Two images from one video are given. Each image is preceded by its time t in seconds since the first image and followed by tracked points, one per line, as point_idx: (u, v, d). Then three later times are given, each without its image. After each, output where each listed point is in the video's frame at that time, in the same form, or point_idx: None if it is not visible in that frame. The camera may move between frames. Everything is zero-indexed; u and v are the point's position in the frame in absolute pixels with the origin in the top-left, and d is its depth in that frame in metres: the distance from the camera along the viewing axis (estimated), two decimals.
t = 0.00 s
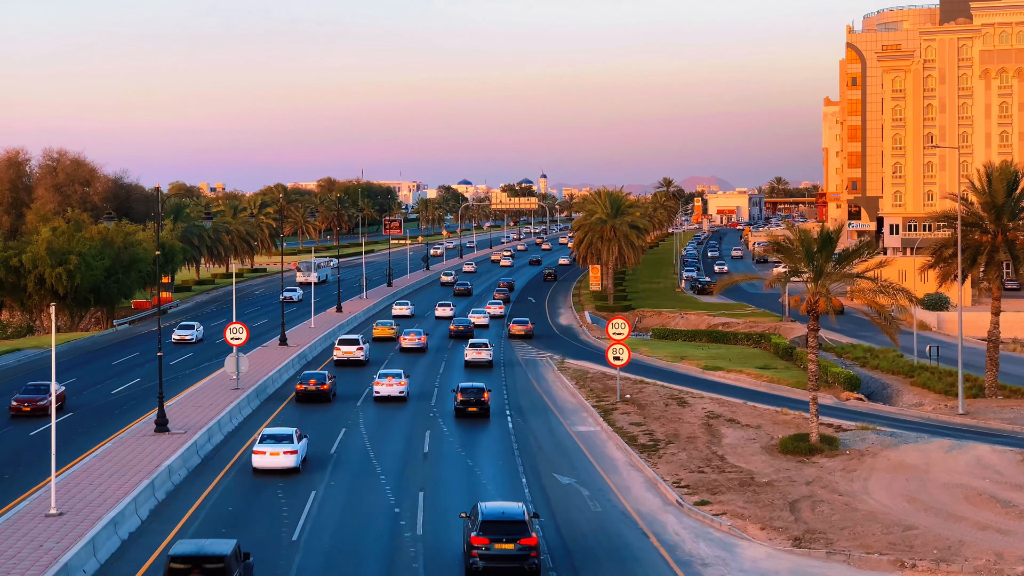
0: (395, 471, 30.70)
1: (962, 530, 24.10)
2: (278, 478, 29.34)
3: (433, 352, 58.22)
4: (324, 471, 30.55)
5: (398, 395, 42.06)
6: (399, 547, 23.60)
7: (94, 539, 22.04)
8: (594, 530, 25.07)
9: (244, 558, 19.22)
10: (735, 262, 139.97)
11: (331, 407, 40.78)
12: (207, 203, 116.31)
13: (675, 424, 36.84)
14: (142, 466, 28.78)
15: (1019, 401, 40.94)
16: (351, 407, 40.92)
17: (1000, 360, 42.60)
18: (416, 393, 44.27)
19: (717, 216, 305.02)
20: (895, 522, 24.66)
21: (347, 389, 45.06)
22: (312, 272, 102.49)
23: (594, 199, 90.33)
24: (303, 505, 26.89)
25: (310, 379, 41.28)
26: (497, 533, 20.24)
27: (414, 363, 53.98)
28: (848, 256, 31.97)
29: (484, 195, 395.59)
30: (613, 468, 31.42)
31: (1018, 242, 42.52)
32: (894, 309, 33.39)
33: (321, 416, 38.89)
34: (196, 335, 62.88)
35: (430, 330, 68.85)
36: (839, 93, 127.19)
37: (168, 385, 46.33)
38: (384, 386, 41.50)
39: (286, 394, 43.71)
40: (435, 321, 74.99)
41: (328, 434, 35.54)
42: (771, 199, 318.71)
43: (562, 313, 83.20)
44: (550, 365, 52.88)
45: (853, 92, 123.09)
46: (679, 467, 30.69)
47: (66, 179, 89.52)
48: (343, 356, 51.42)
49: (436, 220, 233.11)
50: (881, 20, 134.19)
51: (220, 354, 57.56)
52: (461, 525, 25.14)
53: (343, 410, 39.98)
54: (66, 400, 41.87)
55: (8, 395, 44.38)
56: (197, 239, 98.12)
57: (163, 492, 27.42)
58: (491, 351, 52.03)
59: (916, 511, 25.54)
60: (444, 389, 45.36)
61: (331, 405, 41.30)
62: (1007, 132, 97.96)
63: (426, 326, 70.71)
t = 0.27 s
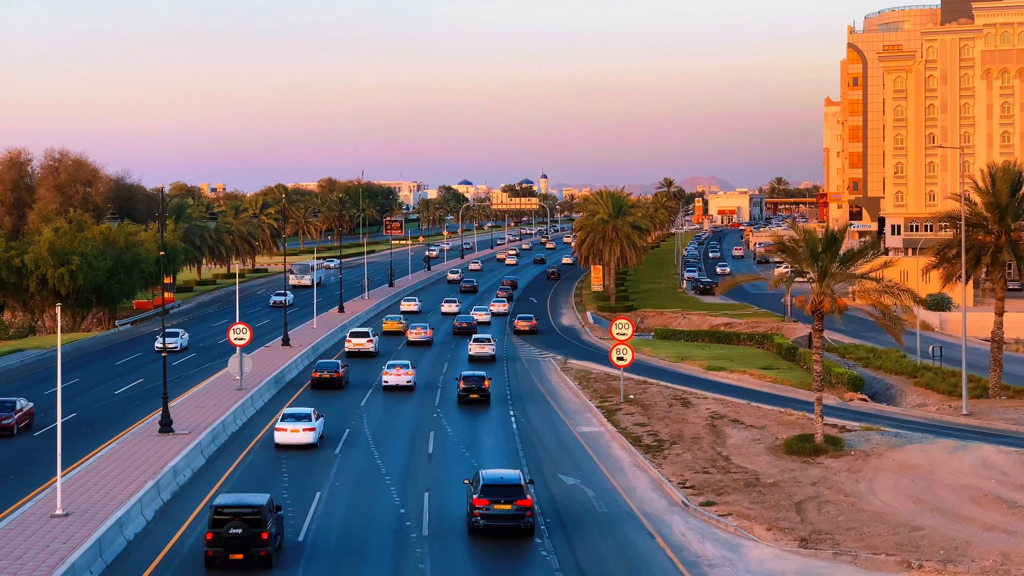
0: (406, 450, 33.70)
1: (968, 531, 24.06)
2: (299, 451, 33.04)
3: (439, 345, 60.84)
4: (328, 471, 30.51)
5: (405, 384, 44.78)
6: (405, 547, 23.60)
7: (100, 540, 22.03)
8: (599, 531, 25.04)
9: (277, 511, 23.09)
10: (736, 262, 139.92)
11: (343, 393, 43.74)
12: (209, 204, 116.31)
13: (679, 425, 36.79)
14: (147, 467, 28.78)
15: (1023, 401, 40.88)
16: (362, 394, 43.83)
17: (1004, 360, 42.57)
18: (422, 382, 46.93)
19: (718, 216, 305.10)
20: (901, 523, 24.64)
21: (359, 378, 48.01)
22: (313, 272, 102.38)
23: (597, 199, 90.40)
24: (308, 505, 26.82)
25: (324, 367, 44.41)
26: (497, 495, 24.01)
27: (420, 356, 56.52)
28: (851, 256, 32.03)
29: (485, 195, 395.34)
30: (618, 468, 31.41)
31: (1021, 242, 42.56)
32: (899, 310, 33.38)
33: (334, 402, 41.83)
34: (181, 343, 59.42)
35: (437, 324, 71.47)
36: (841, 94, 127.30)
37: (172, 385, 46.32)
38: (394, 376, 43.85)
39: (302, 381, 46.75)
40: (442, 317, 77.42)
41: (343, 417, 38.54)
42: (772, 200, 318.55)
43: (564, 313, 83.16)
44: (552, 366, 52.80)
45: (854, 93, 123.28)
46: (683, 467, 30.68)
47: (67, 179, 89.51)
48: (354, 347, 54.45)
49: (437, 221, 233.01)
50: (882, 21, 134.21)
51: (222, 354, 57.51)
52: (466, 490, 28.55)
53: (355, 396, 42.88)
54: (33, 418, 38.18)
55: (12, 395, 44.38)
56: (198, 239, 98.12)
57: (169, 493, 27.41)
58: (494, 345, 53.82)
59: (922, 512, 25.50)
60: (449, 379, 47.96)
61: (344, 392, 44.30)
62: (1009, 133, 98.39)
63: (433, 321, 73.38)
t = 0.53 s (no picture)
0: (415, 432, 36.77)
1: (975, 532, 24.04)
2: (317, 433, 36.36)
3: (445, 340, 64.05)
4: (333, 474, 30.45)
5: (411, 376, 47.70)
6: (412, 550, 23.59)
7: (106, 543, 22.02)
8: (605, 533, 25.03)
9: (302, 477, 26.42)
10: (737, 263, 139.93)
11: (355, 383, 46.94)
12: (210, 206, 116.35)
13: (683, 426, 36.77)
14: (152, 470, 28.75)
15: None
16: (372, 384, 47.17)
17: (1008, 361, 42.52)
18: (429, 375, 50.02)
19: (719, 217, 305.05)
20: (908, 525, 24.63)
21: (369, 370, 51.26)
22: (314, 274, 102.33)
23: (598, 201, 90.42)
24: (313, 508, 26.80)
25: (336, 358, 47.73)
26: (498, 467, 26.90)
27: (427, 351, 59.81)
28: (857, 258, 31.92)
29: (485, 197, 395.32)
30: (623, 470, 31.40)
31: None
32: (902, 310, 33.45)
33: (347, 390, 45.10)
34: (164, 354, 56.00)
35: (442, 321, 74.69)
36: (842, 95, 127.51)
37: (175, 388, 46.28)
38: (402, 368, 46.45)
39: (317, 372, 50.33)
40: (447, 314, 79.69)
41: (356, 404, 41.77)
42: (773, 202, 318.70)
43: (566, 314, 83.16)
44: (555, 368, 52.72)
45: (855, 95, 123.69)
46: (688, 469, 30.65)
47: (68, 182, 89.53)
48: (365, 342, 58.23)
49: (437, 223, 233.01)
50: (881, 22, 134.47)
51: (225, 357, 57.43)
52: (469, 466, 31.62)
53: (366, 386, 46.10)
54: None
55: (15, 399, 44.33)
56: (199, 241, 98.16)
57: (174, 496, 27.39)
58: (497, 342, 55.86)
59: (928, 514, 25.49)
60: (454, 372, 50.96)
61: (356, 381, 47.63)
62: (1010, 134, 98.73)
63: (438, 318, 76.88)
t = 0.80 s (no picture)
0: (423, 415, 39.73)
1: (980, 533, 24.03)
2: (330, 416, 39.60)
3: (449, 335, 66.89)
4: (338, 474, 30.46)
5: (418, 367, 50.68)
6: (418, 550, 23.59)
7: (112, 543, 22.01)
8: (611, 533, 25.03)
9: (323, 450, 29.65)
10: (738, 263, 139.88)
11: (366, 373, 49.88)
12: (212, 206, 116.38)
13: (687, 427, 36.76)
14: (157, 470, 28.74)
15: None
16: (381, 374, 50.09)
17: (1012, 362, 42.50)
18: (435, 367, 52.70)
19: (719, 217, 305.00)
20: (914, 526, 24.62)
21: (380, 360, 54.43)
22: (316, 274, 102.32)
23: (599, 202, 90.50)
24: (318, 508, 26.82)
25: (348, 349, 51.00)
26: (499, 442, 29.92)
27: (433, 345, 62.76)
28: (862, 259, 31.95)
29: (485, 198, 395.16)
30: (627, 470, 31.40)
31: None
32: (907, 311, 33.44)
33: (359, 378, 48.12)
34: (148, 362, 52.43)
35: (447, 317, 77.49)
36: (843, 95, 127.61)
37: (178, 387, 46.26)
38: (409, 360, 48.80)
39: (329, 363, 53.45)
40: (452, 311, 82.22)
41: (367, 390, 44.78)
42: (773, 202, 318.63)
43: (568, 315, 83.13)
44: (558, 368, 52.69)
45: (856, 95, 123.87)
46: (693, 470, 30.65)
47: (70, 182, 89.50)
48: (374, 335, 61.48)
49: (438, 223, 233.00)
50: (882, 22, 134.59)
51: (227, 357, 57.37)
52: (472, 445, 34.68)
53: (376, 375, 49.05)
54: None
55: (18, 399, 44.28)
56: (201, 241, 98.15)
57: (179, 496, 27.39)
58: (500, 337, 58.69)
59: (934, 514, 25.47)
60: (459, 364, 53.71)
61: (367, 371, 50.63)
62: (1012, 134, 98.87)
63: (444, 314, 79.97)
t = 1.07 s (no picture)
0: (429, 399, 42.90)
1: (986, 533, 24.03)
2: (342, 399, 42.85)
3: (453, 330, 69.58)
4: (342, 473, 30.43)
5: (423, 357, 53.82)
6: (423, 550, 23.55)
7: (118, 543, 22.00)
8: (616, 532, 25.01)
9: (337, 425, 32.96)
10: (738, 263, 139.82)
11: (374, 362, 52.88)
12: (212, 205, 116.33)
13: (690, 427, 36.73)
14: (161, 469, 28.69)
15: None
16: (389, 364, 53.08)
17: (1014, 362, 42.49)
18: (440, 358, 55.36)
19: (719, 217, 304.83)
20: (918, 525, 24.63)
21: (388, 351, 57.76)
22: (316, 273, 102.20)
23: (600, 201, 90.40)
24: (322, 507, 26.75)
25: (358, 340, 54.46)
26: (499, 421, 33.13)
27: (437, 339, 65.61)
28: (866, 258, 31.92)
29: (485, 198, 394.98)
30: (631, 470, 31.35)
31: None
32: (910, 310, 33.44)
33: (368, 367, 51.20)
34: (125, 373, 48.70)
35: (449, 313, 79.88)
36: (843, 94, 127.65)
37: (180, 387, 46.21)
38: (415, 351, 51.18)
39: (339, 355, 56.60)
40: (456, 307, 84.57)
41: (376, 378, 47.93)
42: (773, 202, 318.44)
43: (569, 314, 83.06)
44: (560, 368, 52.67)
45: (856, 94, 123.98)
46: (697, 469, 30.63)
47: (71, 181, 89.43)
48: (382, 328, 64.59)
49: (438, 222, 232.83)
50: (883, 22, 134.64)
51: (228, 356, 57.26)
52: (473, 425, 37.95)
53: (381, 369, 50.47)
54: None
55: (20, 398, 44.23)
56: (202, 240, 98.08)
57: (183, 495, 27.37)
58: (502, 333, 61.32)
59: (938, 514, 25.47)
60: (461, 356, 56.47)
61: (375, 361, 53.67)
62: (1013, 134, 98.66)
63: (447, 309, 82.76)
